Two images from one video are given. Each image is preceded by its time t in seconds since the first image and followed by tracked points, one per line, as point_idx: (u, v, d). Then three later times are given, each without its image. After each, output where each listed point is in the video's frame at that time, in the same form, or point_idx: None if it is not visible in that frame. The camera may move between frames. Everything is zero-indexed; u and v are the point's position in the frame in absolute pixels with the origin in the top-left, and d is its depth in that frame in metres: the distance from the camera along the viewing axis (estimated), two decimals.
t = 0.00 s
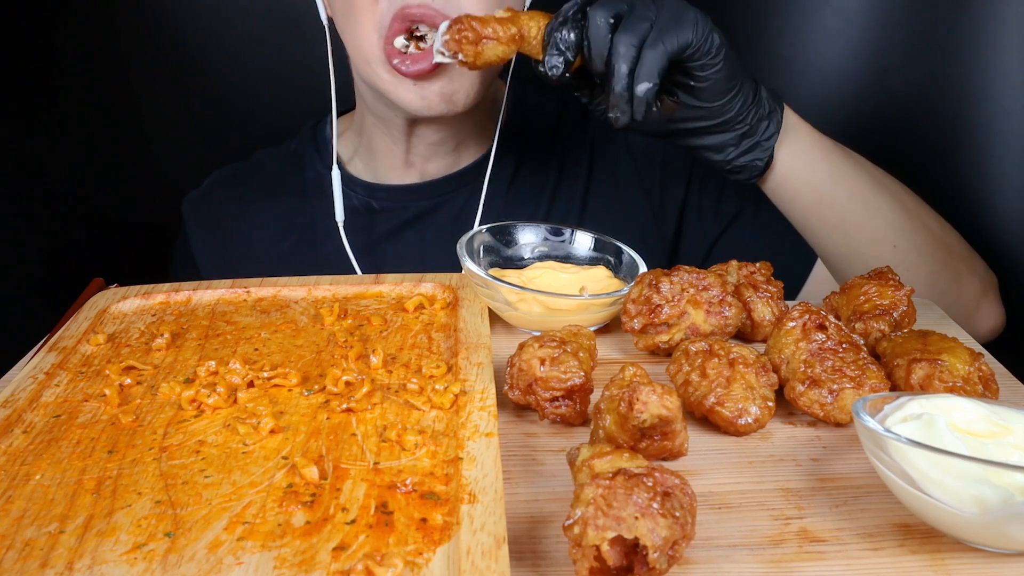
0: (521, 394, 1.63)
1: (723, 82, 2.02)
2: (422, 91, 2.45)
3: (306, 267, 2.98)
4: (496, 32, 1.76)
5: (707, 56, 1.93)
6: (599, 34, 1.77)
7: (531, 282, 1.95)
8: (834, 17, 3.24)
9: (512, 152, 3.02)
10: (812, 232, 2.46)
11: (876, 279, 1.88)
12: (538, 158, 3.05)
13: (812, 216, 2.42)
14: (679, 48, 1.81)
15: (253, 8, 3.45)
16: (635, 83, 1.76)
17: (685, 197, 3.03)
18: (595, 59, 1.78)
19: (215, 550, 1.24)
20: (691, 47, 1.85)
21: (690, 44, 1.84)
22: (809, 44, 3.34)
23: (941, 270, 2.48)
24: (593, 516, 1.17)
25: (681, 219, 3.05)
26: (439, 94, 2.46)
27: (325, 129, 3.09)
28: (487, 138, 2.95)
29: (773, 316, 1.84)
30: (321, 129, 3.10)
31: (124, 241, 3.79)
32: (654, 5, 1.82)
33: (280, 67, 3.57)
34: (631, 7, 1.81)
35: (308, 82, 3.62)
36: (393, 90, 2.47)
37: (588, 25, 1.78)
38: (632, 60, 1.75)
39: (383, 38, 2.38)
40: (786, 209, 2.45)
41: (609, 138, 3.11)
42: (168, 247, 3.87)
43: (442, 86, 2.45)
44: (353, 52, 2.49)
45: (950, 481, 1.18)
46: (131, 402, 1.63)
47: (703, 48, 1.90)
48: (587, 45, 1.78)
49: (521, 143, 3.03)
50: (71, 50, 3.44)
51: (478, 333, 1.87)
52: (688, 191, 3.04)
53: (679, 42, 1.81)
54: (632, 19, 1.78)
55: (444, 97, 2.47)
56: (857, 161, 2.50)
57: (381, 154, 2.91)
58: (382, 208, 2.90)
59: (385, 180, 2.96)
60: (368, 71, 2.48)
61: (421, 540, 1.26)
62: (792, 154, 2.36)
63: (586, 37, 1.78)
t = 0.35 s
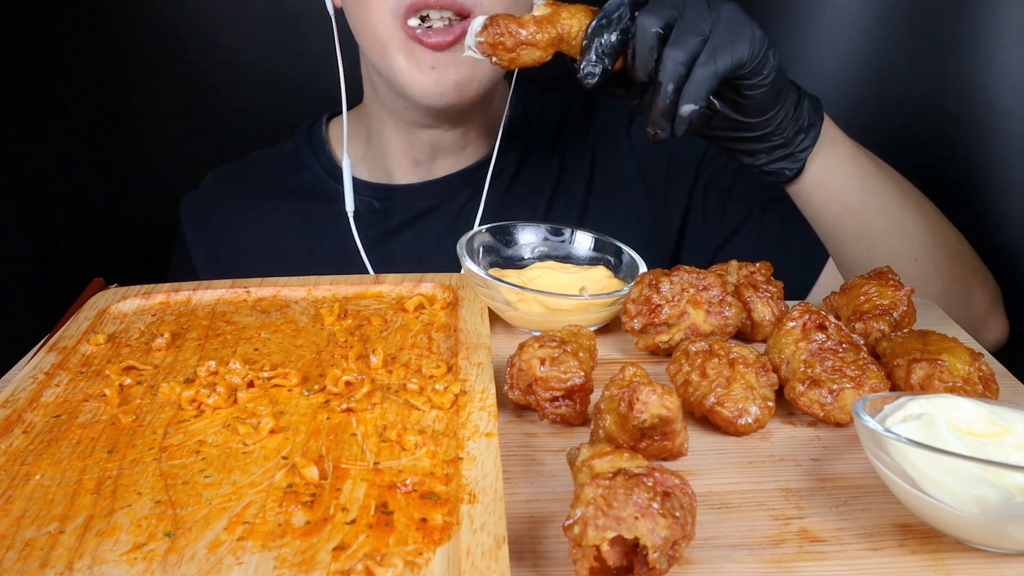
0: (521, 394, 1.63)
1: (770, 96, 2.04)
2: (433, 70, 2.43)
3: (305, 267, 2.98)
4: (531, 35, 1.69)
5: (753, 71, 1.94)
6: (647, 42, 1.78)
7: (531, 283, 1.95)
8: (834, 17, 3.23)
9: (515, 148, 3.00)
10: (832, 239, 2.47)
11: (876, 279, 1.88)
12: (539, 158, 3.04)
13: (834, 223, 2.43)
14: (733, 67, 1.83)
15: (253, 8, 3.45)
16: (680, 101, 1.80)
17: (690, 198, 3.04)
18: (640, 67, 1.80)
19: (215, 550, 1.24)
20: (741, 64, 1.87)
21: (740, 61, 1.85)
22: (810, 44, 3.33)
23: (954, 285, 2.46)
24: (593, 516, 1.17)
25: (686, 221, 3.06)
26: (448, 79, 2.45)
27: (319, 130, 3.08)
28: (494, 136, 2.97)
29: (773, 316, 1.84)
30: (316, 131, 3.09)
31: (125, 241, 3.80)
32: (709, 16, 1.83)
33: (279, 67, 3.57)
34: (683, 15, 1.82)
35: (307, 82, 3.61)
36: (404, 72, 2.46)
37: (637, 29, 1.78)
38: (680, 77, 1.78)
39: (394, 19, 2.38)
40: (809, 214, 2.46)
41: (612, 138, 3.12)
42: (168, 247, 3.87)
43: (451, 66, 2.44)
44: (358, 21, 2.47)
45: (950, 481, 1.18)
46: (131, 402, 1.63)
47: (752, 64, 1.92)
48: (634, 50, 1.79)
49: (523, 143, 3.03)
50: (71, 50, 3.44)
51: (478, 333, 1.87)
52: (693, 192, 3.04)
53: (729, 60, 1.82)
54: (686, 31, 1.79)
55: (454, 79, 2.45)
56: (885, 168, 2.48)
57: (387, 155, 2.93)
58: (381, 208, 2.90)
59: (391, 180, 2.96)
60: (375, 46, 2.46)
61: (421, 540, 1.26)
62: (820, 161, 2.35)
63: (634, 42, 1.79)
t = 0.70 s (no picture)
0: (521, 394, 1.63)
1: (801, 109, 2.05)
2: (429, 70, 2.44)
3: (304, 268, 2.98)
4: (557, 42, 1.66)
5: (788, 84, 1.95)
6: (681, 52, 1.77)
7: (531, 282, 1.95)
8: (833, 17, 3.24)
9: (516, 148, 3.00)
10: (848, 245, 2.46)
11: (876, 279, 1.89)
12: (540, 158, 3.04)
13: (851, 230, 2.42)
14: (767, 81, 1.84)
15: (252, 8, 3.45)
16: (711, 115, 1.81)
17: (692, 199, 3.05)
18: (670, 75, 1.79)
19: (215, 550, 1.24)
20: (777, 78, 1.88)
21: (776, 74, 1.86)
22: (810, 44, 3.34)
23: (967, 291, 2.46)
24: (593, 516, 1.17)
25: (687, 222, 3.07)
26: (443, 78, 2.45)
27: (317, 131, 3.07)
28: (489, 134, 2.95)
29: (773, 316, 1.84)
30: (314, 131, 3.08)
31: (125, 241, 3.80)
32: (746, 26, 1.82)
33: (278, 67, 3.57)
34: (719, 23, 1.80)
35: (308, 82, 3.61)
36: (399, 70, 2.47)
37: (671, 37, 1.76)
38: (712, 91, 1.79)
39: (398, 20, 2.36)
40: (826, 221, 2.45)
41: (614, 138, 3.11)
42: (168, 247, 3.87)
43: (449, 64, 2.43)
44: (353, 14, 2.44)
45: (950, 481, 1.18)
46: (131, 402, 1.63)
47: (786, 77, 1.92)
48: (665, 56, 1.78)
49: (524, 142, 3.03)
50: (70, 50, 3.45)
51: (478, 333, 1.87)
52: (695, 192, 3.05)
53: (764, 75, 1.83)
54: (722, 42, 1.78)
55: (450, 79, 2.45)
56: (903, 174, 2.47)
57: (386, 155, 2.92)
58: (381, 208, 2.90)
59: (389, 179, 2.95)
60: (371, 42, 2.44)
61: (421, 540, 1.26)
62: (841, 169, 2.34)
63: (666, 49, 1.77)
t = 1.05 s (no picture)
0: (521, 394, 1.63)
1: (808, 113, 2.05)
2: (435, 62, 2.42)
3: (303, 268, 2.98)
4: (560, 38, 1.68)
5: (792, 91, 1.95)
6: (688, 49, 1.74)
7: (531, 282, 1.95)
8: (833, 17, 3.24)
9: (517, 147, 3.00)
10: (849, 253, 2.46)
11: (876, 279, 1.89)
12: (540, 159, 3.04)
13: (854, 241, 2.42)
14: (773, 86, 1.85)
15: (252, 7, 3.45)
16: (715, 116, 1.80)
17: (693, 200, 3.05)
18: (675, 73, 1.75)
19: (215, 550, 1.24)
20: (782, 84, 1.88)
21: (782, 80, 1.86)
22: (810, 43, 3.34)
23: (965, 300, 2.47)
24: (593, 516, 1.17)
25: (687, 223, 3.07)
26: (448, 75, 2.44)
27: (315, 132, 3.07)
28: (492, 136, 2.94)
29: (773, 316, 1.84)
30: (313, 132, 3.08)
31: (124, 241, 3.80)
32: (754, 29, 1.82)
33: (278, 67, 3.57)
34: (727, 25, 1.79)
35: (308, 82, 3.61)
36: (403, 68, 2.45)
37: (680, 34, 1.73)
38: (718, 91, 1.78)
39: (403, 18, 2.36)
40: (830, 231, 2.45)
41: (615, 139, 3.12)
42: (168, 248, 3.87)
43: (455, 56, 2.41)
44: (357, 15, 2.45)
45: (949, 481, 1.18)
46: (131, 402, 1.63)
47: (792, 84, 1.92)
48: (670, 54, 1.75)
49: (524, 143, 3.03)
50: (70, 49, 3.45)
51: (478, 333, 1.87)
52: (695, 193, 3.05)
53: (770, 81, 1.83)
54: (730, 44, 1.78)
55: (456, 70, 2.43)
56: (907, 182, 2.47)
57: (386, 157, 2.92)
58: (381, 209, 2.90)
59: (393, 180, 2.95)
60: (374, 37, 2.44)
61: (421, 540, 1.26)
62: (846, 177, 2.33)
63: (673, 46, 1.74)
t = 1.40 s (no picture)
0: (521, 395, 1.63)
1: (805, 117, 2.04)
2: (446, 65, 2.42)
3: (303, 269, 2.99)
4: (553, 32, 1.69)
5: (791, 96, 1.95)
6: (687, 42, 1.73)
7: (531, 282, 1.95)
8: (833, 17, 3.24)
9: (517, 147, 3.00)
10: (851, 257, 2.46)
11: (877, 279, 1.89)
12: (540, 159, 3.04)
13: (856, 245, 2.42)
14: (772, 87, 1.84)
15: (251, 7, 3.45)
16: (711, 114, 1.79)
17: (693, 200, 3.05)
18: (672, 65, 1.73)
19: (215, 550, 1.24)
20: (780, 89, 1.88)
21: (781, 86, 1.87)
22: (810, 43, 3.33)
23: (966, 305, 2.46)
24: (593, 516, 1.17)
25: (688, 223, 3.08)
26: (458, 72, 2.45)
27: (314, 134, 3.07)
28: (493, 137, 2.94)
29: (773, 316, 1.84)
30: (313, 134, 3.08)
31: (124, 242, 3.80)
32: (756, 31, 1.82)
33: (278, 67, 3.57)
34: (729, 24, 1.79)
35: (308, 82, 3.61)
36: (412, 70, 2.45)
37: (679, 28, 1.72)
38: (717, 88, 1.77)
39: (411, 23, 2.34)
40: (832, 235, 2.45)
41: (615, 140, 3.12)
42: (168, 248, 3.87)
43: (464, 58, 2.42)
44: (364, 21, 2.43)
45: (950, 482, 1.18)
46: (131, 402, 1.63)
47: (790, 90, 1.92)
48: (667, 48, 1.73)
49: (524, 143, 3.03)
50: (70, 50, 3.45)
51: (478, 333, 1.87)
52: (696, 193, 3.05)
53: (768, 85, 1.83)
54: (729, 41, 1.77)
55: (466, 70, 2.44)
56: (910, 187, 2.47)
57: (387, 157, 2.91)
58: (381, 210, 2.90)
59: (394, 180, 2.94)
60: (382, 46, 2.44)
61: (421, 540, 1.26)
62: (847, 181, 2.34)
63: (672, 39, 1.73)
